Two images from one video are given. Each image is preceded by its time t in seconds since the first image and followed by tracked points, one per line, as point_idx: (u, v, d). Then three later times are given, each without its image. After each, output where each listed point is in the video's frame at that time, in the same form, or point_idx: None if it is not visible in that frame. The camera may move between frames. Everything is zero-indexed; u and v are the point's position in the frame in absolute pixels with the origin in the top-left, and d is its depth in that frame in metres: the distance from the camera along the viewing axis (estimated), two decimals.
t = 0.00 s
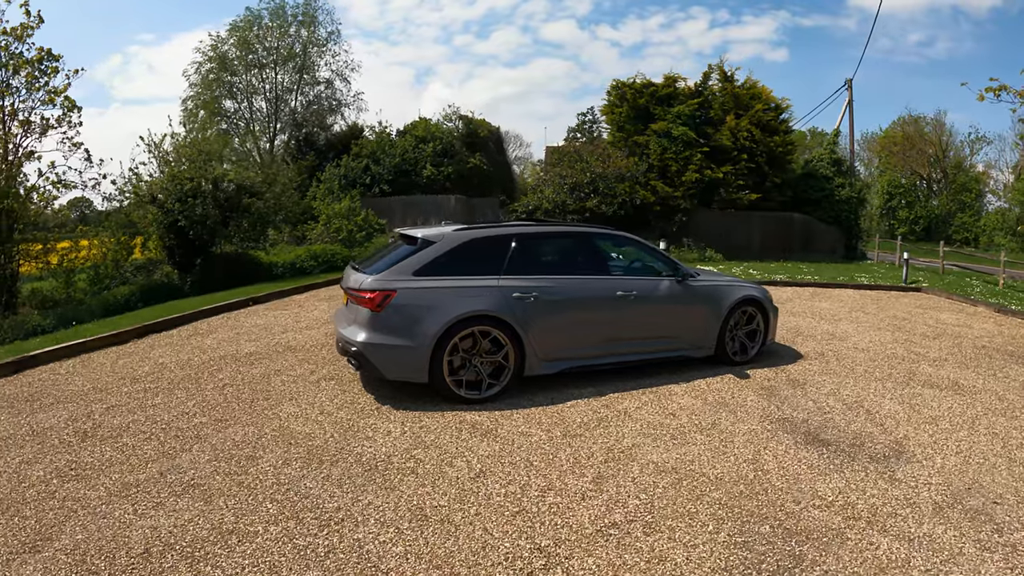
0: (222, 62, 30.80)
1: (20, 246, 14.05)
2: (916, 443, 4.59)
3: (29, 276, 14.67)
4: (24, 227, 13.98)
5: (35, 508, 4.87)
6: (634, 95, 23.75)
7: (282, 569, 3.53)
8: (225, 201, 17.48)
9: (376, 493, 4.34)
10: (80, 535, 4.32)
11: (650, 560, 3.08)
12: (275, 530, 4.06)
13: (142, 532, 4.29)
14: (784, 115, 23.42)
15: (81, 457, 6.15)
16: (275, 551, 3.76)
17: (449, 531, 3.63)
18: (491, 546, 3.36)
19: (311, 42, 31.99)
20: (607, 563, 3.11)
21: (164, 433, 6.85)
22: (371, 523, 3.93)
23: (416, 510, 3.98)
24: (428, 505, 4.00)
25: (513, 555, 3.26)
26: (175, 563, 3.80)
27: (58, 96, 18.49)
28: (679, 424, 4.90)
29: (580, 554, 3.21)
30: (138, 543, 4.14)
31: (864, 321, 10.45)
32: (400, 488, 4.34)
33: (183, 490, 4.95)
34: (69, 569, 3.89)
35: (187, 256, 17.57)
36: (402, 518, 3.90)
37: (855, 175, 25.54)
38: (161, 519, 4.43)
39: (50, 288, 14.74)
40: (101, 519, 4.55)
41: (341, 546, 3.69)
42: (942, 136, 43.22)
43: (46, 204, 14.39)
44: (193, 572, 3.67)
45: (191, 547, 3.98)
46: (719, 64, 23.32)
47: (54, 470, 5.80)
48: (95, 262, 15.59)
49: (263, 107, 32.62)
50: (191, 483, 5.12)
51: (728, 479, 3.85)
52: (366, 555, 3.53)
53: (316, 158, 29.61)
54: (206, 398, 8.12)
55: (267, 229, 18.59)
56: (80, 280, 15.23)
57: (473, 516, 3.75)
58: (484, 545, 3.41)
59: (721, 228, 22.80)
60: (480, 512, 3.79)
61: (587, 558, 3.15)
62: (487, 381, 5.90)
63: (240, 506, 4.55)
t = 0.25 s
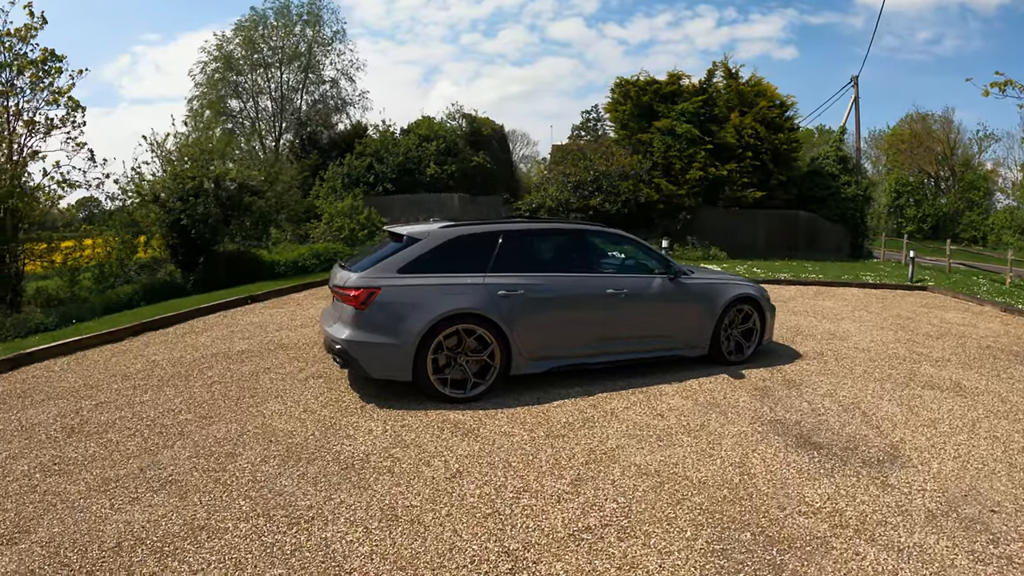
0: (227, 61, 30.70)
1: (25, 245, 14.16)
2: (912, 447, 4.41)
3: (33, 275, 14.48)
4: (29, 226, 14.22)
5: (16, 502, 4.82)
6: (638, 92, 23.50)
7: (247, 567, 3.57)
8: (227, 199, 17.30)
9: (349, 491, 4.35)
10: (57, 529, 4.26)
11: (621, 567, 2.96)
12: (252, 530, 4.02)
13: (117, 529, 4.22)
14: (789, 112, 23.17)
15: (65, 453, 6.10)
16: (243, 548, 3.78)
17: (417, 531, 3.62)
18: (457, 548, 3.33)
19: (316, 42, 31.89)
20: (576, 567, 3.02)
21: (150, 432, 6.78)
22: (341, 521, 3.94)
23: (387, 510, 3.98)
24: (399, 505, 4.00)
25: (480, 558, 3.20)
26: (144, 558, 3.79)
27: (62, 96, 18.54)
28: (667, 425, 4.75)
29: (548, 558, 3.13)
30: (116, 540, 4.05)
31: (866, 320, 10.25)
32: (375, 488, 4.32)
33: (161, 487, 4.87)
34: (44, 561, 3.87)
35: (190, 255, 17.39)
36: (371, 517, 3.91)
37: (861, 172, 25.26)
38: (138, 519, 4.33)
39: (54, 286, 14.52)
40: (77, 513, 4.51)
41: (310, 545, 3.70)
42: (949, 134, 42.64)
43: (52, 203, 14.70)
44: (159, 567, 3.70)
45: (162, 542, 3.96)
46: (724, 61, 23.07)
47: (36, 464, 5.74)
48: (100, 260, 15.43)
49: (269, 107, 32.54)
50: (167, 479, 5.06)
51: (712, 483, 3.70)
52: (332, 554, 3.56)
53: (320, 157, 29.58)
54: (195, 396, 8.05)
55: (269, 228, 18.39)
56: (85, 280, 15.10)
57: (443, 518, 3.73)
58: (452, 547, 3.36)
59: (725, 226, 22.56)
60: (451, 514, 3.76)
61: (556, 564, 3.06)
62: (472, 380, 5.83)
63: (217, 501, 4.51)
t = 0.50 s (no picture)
0: (236, 61, 30.71)
1: (34, 245, 14.85)
2: (908, 452, 4.25)
3: (43, 274, 15.20)
4: (38, 226, 14.89)
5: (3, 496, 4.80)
6: (644, 89, 23.19)
7: (218, 561, 3.59)
8: (232, 199, 17.08)
9: (325, 489, 4.38)
10: (39, 519, 4.31)
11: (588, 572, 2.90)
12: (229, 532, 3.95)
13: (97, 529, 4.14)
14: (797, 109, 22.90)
15: (55, 449, 6.09)
16: (216, 543, 3.80)
17: (388, 530, 3.64)
18: (425, 548, 3.33)
19: (325, 41, 31.92)
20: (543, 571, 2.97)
21: (141, 430, 6.74)
22: (314, 519, 3.96)
23: (362, 508, 3.99)
24: (373, 504, 4.00)
25: (447, 560, 3.19)
26: (119, 550, 3.82)
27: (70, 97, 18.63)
28: (654, 427, 4.64)
29: (516, 561, 3.09)
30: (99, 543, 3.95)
31: (871, 319, 10.06)
32: (351, 485, 4.38)
33: (141, 481, 4.95)
34: (22, 552, 3.88)
35: (197, 254, 17.14)
36: (345, 515, 3.92)
37: (870, 169, 24.97)
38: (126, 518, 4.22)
39: (63, 286, 15.12)
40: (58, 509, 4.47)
41: (281, 541, 3.73)
42: (960, 130, 42.25)
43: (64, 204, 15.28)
44: (133, 560, 3.72)
45: (139, 535, 4.00)
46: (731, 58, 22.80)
47: (25, 460, 5.72)
48: (109, 258, 15.71)
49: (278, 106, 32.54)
50: (150, 474, 5.09)
51: (695, 487, 3.59)
52: (302, 551, 3.57)
53: (326, 156, 29.60)
54: (188, 394, 8.01)
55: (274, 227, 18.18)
56: (93, 279, 15.43)
57: (413, 516, 3.75)
58: (421, 548, 3.36)
59: (733, 225, 22.36)
60: (424, 513, 3.76)
61: (523, 568, 3.01)
62: (459, 379, 5.81)
63: (198, 498, 4.49)
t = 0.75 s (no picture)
0: (240, 63, 30.66)
1: (39, 247, 14.62)
2: (903, 454, 4.12)
3: (49, 277, 14.97)
4: (43, 229, 14.67)
5: None
6: (647, 86, 23.02)
7: (192, 558, 3.73)
8: (235, 200, 17.00)
9: (305, 489, 4.44)
10: (26, 517, 4.50)
11: None
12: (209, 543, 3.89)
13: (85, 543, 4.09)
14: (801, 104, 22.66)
15: (47, 455, 6.09)
16: (193, 541, 3.94)
17: (362, 529, 3.69)
18: (396, 548, 3.36)
19: (329, 42, 31.83)
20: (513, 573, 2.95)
21: (131, 434, 6.70)
22: (291, 518, 4.04)
23: (338, 507, 4.05)
24: (349, 502, 4.08)
25: (418, 561, 3.20)
26: (100, 546, 3.99)
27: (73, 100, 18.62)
28: (642, 427, 4.56)
29: (487, 564, 3.08)
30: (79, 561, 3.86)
31: (874, 316, 9.89)
32: (330, 482, 4.47)
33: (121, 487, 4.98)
34: (8, 548, 4.07)
35: (200, 255, 17.08)
36: (321, 513, 4.01)
37: (876, 165, 24.71)
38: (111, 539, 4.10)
39: (69, 288, 14.88)
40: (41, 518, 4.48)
41: (256, 539, 3.85)
42: (968, 124, 41.79)
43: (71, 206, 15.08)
44: (113, 556, 3.87)
45: (120, 532, 4.17)
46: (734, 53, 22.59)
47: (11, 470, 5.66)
48: (115, 260, 15.59)
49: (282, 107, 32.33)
50: (137, 473, 5.27)
51: (677, 489, 3.51)
52: (275, 549, 3.66)
53: (330, 157, 29.47)
54: (182, 395, 7.96)
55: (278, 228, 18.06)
56: (99, 281, 15.28)
57: (383, 514, 3.82)
58: (393, 549, 3.38)
59: (737, 222, 22.13)
60: (399, 514, 3.79)
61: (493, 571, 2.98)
62: (447, 379, 5.75)
63: (183, 497, 4.61)
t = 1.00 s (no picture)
0: (242, 67, 30.61)
1: (41, 252, 14.53)
2: (899, 457, 3.98)
3: (51, 282, 14.87)
4: (45, 234, 14.59)
5: None
6: (647, 86, 22.88)
7: (169, 559, 3.69)
8: (234, 203, 16.91)
9: (284, 492, 4.37)
10: (12, 517, 4.52)
11: None
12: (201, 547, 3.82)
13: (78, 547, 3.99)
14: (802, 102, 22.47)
15: (35, 461, 6.04)
16: (170, 542, 3.89)
17: (339, 532, 3.66)
18: (370, 553, 3.32)
19: (330, 45, 31.84)
20: None
21: (119, 438, 6.62)
22: (268, 521, 4.00)
23: (314, 511, 4.01)
24: (327, 505, 4.04)
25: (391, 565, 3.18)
26: (80, 547, 3.95)
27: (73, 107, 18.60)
28: (629, 431, 4.47)
29: (459, 569, 3.05)
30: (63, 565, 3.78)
31: (874, 315, 9.73)
32: (309, 484, 4.43)
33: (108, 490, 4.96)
34: None
35: (201, 258, 17.09)
36: (298, 517, 3.95)
37: (879, 163, 24.50)
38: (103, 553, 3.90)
39: (71, 293, 14.76)
40: (27, 521, 4.43)
41: (232, 542, 3.78)
42: (971, 121, 41.79)
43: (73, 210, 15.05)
44: (92, 557, 3.85)
45: (100, 533, 4.14)
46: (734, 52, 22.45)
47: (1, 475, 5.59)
48: (117, 264, 15.46)
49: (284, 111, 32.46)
50: (122, 478, 5.25)
51: (660, 494, 3.42)
52: (249, 552, 3.63)
53: (330, 160, 29.25)
54: (172, 398, 7.88)
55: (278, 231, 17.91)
56: (101, 285, 15.15)
57: (362, 519, 3.77)
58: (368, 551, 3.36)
59: (739, 221, 21.90)
60: (375, 518, 3.76)
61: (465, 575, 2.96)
62: (433, 381, 5.71)
63: (165, 500, 4.56)
